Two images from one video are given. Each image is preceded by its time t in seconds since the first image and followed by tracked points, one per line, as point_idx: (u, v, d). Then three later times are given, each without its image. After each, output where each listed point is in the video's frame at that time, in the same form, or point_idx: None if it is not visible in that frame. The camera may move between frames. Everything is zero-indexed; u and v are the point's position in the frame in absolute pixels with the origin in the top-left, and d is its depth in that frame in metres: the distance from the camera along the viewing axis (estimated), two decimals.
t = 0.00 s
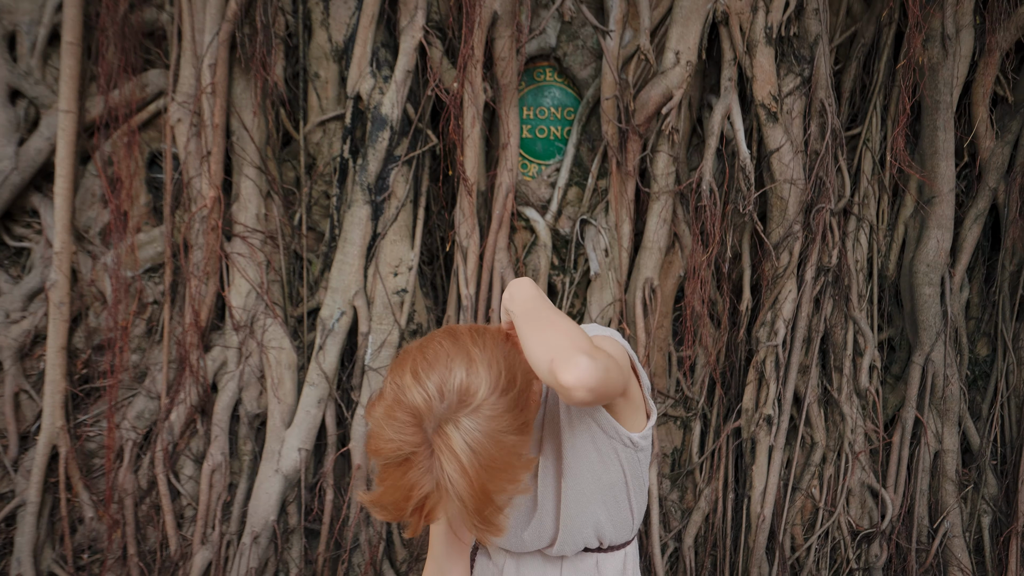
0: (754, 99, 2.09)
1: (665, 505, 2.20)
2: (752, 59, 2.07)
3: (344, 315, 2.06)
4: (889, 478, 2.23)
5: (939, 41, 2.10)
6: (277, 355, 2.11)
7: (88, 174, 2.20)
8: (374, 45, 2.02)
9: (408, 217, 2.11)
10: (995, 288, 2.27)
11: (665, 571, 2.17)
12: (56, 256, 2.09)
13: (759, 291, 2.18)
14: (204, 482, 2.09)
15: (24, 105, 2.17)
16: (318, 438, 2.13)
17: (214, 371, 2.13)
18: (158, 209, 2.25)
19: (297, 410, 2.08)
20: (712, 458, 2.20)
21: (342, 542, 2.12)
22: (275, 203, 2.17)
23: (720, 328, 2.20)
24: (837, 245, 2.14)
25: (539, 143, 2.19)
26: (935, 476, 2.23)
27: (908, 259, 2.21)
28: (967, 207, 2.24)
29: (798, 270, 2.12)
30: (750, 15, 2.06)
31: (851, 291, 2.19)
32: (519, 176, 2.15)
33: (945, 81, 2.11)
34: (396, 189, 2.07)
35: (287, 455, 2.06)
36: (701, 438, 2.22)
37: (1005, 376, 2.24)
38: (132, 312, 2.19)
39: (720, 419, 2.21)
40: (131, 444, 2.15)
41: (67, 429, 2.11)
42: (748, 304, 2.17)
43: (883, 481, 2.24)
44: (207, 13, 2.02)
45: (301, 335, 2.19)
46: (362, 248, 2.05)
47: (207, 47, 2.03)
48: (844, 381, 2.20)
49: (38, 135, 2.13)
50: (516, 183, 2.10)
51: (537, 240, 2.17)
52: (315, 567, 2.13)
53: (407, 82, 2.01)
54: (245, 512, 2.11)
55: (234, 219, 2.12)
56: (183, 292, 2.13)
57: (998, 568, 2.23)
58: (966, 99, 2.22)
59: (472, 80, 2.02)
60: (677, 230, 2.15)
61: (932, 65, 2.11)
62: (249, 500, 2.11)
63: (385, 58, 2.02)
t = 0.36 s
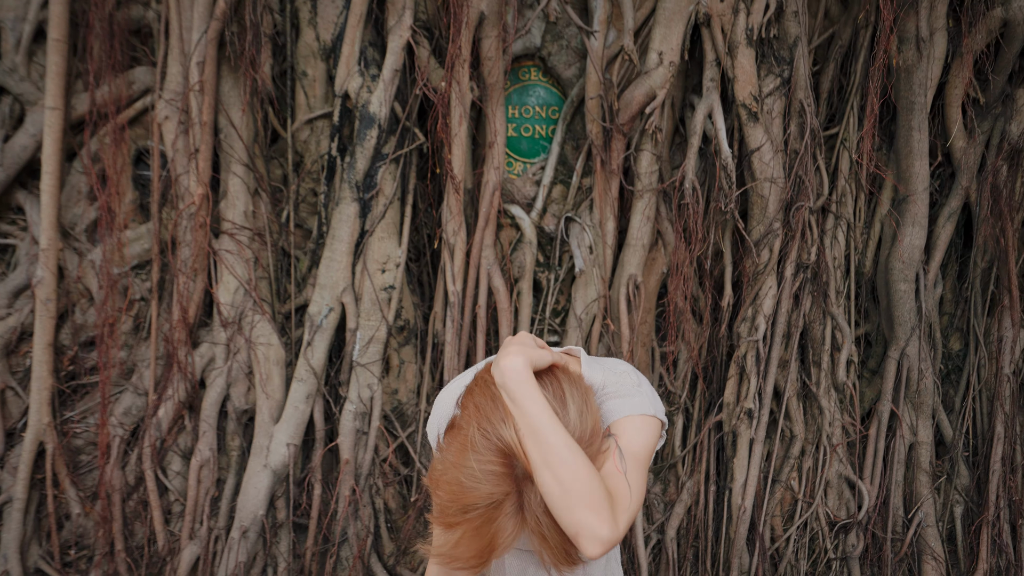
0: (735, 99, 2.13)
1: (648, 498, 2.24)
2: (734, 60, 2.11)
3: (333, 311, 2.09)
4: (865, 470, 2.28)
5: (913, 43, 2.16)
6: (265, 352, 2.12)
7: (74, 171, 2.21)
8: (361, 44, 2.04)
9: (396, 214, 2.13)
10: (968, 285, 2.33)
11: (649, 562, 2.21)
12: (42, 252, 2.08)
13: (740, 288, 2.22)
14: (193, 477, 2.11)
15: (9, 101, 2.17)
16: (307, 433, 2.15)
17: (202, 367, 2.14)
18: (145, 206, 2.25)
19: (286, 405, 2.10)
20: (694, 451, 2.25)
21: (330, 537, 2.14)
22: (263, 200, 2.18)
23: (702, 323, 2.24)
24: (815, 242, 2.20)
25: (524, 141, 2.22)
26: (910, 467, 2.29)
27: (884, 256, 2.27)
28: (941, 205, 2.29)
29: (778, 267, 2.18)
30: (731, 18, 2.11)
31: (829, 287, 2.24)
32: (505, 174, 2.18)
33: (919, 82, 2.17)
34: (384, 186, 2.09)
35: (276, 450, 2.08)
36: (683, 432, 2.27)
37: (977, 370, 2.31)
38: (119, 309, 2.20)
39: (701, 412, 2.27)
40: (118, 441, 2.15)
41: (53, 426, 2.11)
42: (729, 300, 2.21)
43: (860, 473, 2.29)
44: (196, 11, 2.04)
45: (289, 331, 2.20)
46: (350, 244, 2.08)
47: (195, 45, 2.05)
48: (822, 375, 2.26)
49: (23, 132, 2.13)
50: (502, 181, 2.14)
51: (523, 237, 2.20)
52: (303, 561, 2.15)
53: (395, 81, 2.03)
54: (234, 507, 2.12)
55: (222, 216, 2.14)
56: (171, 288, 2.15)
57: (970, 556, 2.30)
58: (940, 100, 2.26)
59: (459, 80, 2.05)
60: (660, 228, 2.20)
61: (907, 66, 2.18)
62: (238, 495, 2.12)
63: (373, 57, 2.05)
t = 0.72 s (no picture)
0: (729, 101, 2.17)
1: (642, 493, 2.30)
2: (727, 63, 2.15)
3: (332, 310, 2.12)
4: (856, 465, 2.33)
5: (902, 47, 2.20)
6: (265, 350, 2.15)
7: (73, 171, 2.23)
8: (361, 45, 2.06)
9: (395, 214, 2.16)
10: (956, 283, 2.38)
11: (643, 556, 2.26)
12: (43, 252, 2.11)
13: (734, 287, 2.26)
14: (193, 474, 2.14)
15: (9, 102, 2.18)
16: (306, 430, 2.17)
17: (202, 365, 2.16)
18: (144, 206, 2.26)
19: (286, 403, 2.13)
20: (688, 448, 2.30)
21: (330, 532, 2.17)
22: (263, 200, 2.20)
23: (696, 321, 2.27)
24: (807, 241, 2.23)
25: (520, 142, 2.25)
26: (899, 463, 2.34)
27: (874, 255, 2.31)
28: (929, 206, 2.33)
29: (771, 266, 2.21)
30: (724, 21, 2.14)
31: (820, 286, 2.28)
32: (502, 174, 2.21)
33: (908, 85, 2.21)
34: (382, 186, 2.11)
35: (276, 447, 2.11)
36: (677, 429, 2.31)
37: (965, 367, 2.35)
38: (119, 307, 2.21)
39: (695, 408, 2.30)
40: (119, 438, 2.17)
41: (54, 423, 2.13)
42: (722, 299, 2.26)
43: (850, 469, 2.33)
44: (196, 13, 2.05)
45: (289, 329, 2.24)
46: (349, 244, 2.11)
47: (196, 47, 2.06)
48: (813, 372, 2.29)
49: (23, 133, 2.14)
50: (499, 181, 2.16)
51: (520, 236, 2.23)
52: (303, 557, 2.18)
53: (394, 83, 2.06)
54: (234, 504, 2.16)
55: (222, 216, 2.16)
56: (171, 286, 2.18)
57: (957, 550, 2.34)
58: (928, 103, 2.31)
59: (457, 81, 2.08)
60: (655, 227, 2.24)
61: (896, 69, 2.22)
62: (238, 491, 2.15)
63: (372, 59, 2.07)
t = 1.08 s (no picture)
0: (732, 102, 2.20)
1: (646, 489, 2.34)
2: (731, 64, 2.18)
3: (341, 307, 2.15)
4: (857, 461, 2.36)
5: (903, 48, 2.23)
6: (275, 347, 2.17)
7: (84, 170, 2.24)
8: (370, 47, 2.09)
9: (403, 213, 2.19)
10: (956, 282, 2.40)
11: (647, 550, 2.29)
12: (56, 251, 2.13)
13: (737, 285, 2.29)
14: (203, 470, 2.17)
15: (21, 102, 2.20)
16: (316, 427, 2.20)
17: (212, 362, 2.19)
18: (154, 204, 2.29)
19: (296, 399, 2.16)
20: (691, 444, 2.32)
21: (339, 527, 2.20)
22: (272, 200, 2.23)
23: (700, 320, 2.31)
24: (809, 240, 2.26)
25: (525, 142, 2.28)
26: (900, 458, 2.37)
27: (875, 254, 2.34)
28: (929, 206, 2.36)
29: (774, 264, 2.24)
30: (728, 23, 2.17)
31: (822, 284, 2.31)
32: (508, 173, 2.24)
33: (909, 86, 2.24)
34: (391, 185, 2.14)
35: (286, 443, 2.14)
36: (680, 426, 2.34)
37: (965, 364, 2.38)
38: (130, 305, 2.22)
39: (698, 406, 2.34)
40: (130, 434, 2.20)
41: (67, 420, 2.16)
42: (726, 297, 2.29)
43: (852, 464, 2.36)
44: (207, 15, 2.08)
45: (297, 326, 2.25)
46: (358, 242, 2.14)
47: (207, 48, 2.09)
48: (815, 369, 2.33)
49: (35, 132, 2.16)
50: (506, 180, 2.19)
51: (525, 235, 2.24)
52: (312, 552, 2.20)
53: (402, 83, 2.09)
54: (244, 499, 2.18)
55: (232, 215, 2.19)
56: (182, 284, 2.20)
57: (957, 545, 2.37)
58: (929, 103, 2.32)
59: (466, 82, 2.10)
60: (659, 226, 2.26)
61: (897, 71, 2.25)
62: (248, 487, 2.18)
63: (381, 60, 2.10)
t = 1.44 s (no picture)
0: (738, 102, 2.23)
1: (652, 484, 2.36)
2: (736, 64, 2.20)
3: (351, 304, 2.18)
4: (860, 456, 2.39)
5: (906, 48, 2.26)
6: (286, 344, 2.20)
7: (97, 169, 2.27)
8: (380, 47, 2.12)
9: (413, 211, 2.21)
10: (958, 279, 2.43)
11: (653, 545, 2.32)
12: (69, 248, 2.17)
13: (742, 282, 2.32)
14: (215, 464, 2.20)
15: (35, 102, 2.23)
16: (326, 423, 2.22)
17: (224, 358, 2.22)
18: (166, 203, 2.31)
19: (306, 395, 2.18)
20: (696, 440, 2.35)
21: (349, 522, 2.22)
22: (283, 198, 2.26)
23: (705, 316, 2.32)
24: (813, 238, 2.30)
25: (532, 141, 2.31)
26: (902, 454, 2.40)
27: (878, 252, 2.37)
28: (931, 204, 2.39)
29: (778, 262, 2.27)
30: (733, 24, 2.20)
31: (826, 282, 2.34)
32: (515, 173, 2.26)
33: (911, 86, 2.27)
34: (401, 184, 2.17)
35: (297, 439, 2.16)
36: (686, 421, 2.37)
37: (966, 361, 2.41)
38: (142, 303, 2.25)
39: (703, 402, 2.36)
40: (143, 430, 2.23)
41: (80, 415, 2.19)
42: (731, 294, 2.31)
43: (855, 460, 2.39)
44: (220, 15, 2.12)
45: (307, 323, 2.27)
46: (368, 240, 2.16)
47: (220, 48, 2.13)
48: (819, 365, 2.36)
49: (49, 132, 2.19)
50: (514, 179, 2.22)
51: (533, 233, 2.28)
52: (323, 546, 2.24)
53: (412, 83, 2.12)
54: (256, 494, 2.21)
55: (243, 213, 2.22)
56: (194, 282, 2.23)
57: (959, 540, 2.40)
58: (931, 103, 2.35)
59: (475, 82, 2.13)
60: (665, 224, 2.29)
61: (900, 71, 2.27)
62: (259, 482, 2.21)
63: (391, 60, 2.13)
